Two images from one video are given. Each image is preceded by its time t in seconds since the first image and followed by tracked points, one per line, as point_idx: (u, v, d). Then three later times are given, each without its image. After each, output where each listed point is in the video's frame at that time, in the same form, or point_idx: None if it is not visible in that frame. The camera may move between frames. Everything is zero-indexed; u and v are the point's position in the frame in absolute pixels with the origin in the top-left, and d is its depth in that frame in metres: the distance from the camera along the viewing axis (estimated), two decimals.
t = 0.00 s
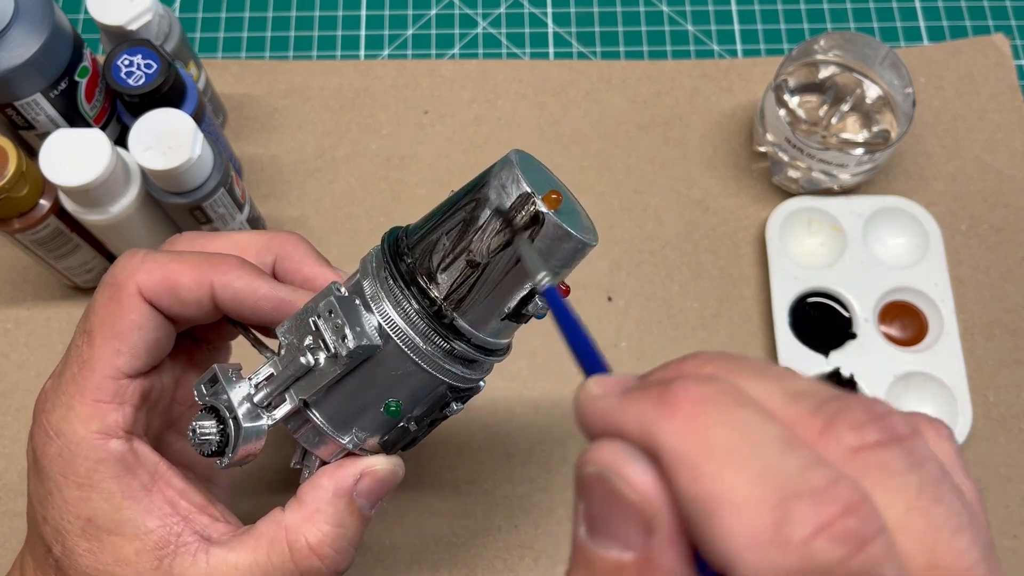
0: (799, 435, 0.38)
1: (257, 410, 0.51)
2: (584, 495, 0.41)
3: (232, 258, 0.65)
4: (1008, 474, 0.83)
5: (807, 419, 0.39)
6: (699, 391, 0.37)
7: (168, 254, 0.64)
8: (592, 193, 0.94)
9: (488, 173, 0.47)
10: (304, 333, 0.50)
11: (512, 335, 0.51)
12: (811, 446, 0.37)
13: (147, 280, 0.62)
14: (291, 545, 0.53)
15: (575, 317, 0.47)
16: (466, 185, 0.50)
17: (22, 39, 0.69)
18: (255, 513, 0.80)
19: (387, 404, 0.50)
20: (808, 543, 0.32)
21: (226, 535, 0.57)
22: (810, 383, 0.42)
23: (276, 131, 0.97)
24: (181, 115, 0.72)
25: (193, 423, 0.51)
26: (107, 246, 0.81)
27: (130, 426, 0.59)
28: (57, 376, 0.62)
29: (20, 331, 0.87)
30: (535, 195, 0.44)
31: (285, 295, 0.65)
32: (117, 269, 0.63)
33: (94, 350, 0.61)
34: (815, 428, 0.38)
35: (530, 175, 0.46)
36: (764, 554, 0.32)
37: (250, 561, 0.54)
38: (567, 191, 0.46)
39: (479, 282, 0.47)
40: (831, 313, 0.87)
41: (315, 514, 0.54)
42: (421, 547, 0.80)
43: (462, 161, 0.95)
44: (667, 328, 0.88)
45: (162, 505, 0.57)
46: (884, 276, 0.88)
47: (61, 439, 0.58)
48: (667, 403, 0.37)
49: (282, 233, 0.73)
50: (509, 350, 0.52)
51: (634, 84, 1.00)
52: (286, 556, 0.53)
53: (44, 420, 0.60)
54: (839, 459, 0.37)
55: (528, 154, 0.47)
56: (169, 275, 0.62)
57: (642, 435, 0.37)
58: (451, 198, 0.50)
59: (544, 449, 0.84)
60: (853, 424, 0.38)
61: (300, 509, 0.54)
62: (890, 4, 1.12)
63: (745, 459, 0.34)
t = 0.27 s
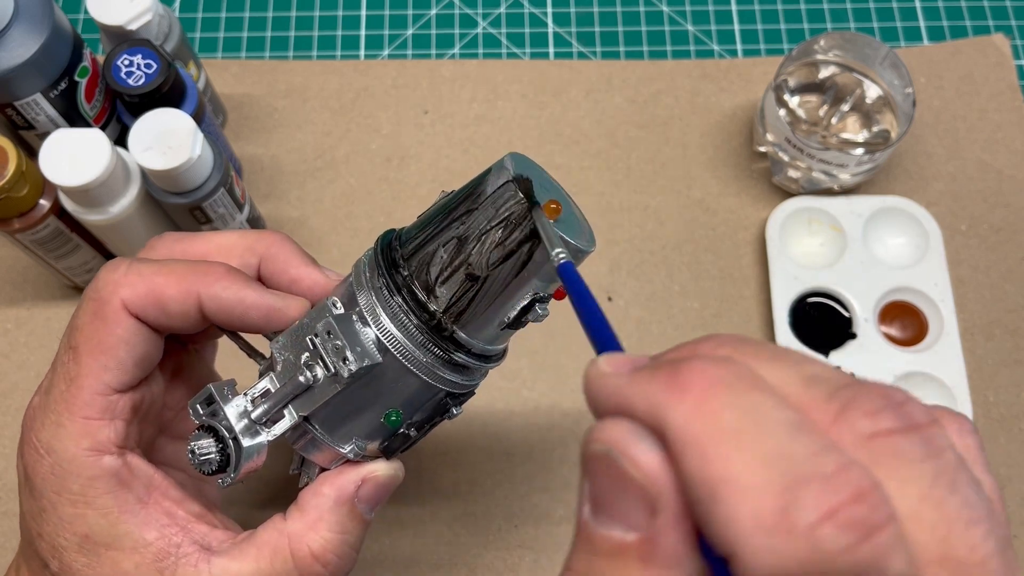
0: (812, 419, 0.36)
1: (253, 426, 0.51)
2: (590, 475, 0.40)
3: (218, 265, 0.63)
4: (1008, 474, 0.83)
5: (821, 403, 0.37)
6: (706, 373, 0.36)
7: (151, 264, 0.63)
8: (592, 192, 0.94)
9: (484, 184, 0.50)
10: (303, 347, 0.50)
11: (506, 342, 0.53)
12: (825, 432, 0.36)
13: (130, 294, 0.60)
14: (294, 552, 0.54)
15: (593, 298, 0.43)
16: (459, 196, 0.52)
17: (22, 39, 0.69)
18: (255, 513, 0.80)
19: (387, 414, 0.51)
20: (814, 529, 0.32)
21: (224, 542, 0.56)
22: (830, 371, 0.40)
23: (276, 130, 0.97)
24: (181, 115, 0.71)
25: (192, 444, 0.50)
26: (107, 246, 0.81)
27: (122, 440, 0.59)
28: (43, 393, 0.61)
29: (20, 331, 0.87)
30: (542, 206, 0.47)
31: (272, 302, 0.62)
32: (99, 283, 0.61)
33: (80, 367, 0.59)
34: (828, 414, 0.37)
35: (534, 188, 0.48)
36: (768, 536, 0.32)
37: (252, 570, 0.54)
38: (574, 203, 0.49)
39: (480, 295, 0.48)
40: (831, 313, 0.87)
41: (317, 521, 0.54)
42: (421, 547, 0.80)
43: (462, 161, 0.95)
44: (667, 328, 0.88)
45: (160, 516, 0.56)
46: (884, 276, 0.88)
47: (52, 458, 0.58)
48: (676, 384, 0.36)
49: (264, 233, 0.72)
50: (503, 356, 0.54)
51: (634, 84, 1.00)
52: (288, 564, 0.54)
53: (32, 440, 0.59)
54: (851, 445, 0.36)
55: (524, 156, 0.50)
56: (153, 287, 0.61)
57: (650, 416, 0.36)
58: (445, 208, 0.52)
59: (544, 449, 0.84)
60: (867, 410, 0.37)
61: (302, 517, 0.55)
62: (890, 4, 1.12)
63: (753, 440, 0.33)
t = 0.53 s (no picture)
0: (722, 427, 0.36)
1: (265, 440, 0.53)
2: (517, 493, 0.41)
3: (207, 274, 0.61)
4: (1008, 474, 0.83)
5: (735, 409, 0.37)
6: (624, 383, 0.37)
7: (139, 276, 0.60)
8: (592, 193, 0.94)
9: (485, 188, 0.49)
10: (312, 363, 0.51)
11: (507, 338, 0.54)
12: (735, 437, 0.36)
13: (120, 311, 0.57)
14: (307, 548, 0.57)
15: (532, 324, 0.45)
16: (459, 198, 0.50)
17: (22, 39, 0.69)
18: (255, 513, 0.80)
19: (397, 418, 0.52)
20: (717, 533, 0.32)
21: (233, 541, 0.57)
22: (749, 375, 0.40)
23: (276, 130, 0.97)
24: (181, 115, 0.71)
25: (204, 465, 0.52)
26: (107, 246, 0.81)
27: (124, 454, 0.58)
28: (36, 414, 0.59)
29: (19, 331, 0.87)
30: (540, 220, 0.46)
31: (264, 310, 0.58)
32: (85, 300, 0.58)
33: (73, 387, 0.57)
34: (740, 418, 0.37)
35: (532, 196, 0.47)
36: (678, 545, 0.32)
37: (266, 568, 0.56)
38: (572, 208, 0.48)
39: (489, 306, 0.49)
40: (831, 313, 0.87)
41: (329, 518, 0.57)
42: (421, 547, 0.80)
43: (462, 161, 0.95)
44: (667, 327, 0.88)
45: (167, 522, 0.57)
46: (884, 276, 0.88)
47: (54, 479, 0.56)
48: (590, 400, 0.37)
49: (249, 230, 0.68)
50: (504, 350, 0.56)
51: (635, 84, 1.00)
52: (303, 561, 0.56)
53: (30, 462, 0.57)
54: (761, 447, 0.36)
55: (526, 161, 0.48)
56: (143, 302, 0.58)
57: (568, 432, 0.37)
58: (445, 210, 0.51)
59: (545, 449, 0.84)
60: (779, 412, 0.37)
61: (314, 515, 0.57)
62: (890, 4, 1.12)
63: (656, 451, 0.34)
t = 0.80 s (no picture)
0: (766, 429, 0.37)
1: (270, 448, 0.53)
2: (549, 486, 0.40)
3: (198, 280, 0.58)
4: (1008, 474, 0.83)
5: (777, 412, 0.38)
6: (665, 381, 0.37)
7: (129, 286, 0.58)
8: (592, 193, 0.94)
9: (486, 191, 0.50)
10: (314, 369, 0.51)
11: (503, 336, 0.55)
12: (779, 439, 0.37)
13: (112, 326, 0.56)
14: (312, 548, 0.57)
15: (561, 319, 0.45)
16: (457, 201, 0.51)
17: (22, 39, 0.69)
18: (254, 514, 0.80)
19: (399, 416, 0.52)
20: (762, 536, 0.32)
21: (236, 542, 0.58)
22: (781, 377, 0.41)
23: (276, 130, 0.97)
24: (181, 115, 0.71)
25: (208, 477, 0.52)
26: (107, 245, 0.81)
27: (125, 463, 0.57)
28: (32, 427, 0.58)
29: (19, 331, 0.87)
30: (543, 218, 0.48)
31: (259, 317, 0.56)
32: (76, 313, 0.57)
33: (69, 402, 0.56)
34: (781, 424, 0.38)
35: (534, 201, 0.49)
36: (717, 546, 0.32)
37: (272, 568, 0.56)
38: (570, 207, 0.50)
39: (491, 309, 0.50)
40: (831, 313, 0.87)
41: (333, 516, 0.58)
42: (422, 548, 0.80)
43: (462, 161, 0.95)
44: (667, 327, 0.88)
45: (171, 526, 0.57)
46: (884, 276, 0.88)
47: (55, 493, 0.56)
48: (630, 395, 0.37)
49: (232, 229, 0.66)
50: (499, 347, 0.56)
51: (635, 83, 1.00)
52: (309, 559, 0.57)
53: (31, 475, 0.57)
54: (804, 452, 0.37)
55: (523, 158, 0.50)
56: (136, 316, 0.56)
57: (606, 425, 0.37)
58: (444, 212, 0.52)
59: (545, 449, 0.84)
60: (822, 417, 0.38)
61: (318, 514, 0.58)
62: (890, 4, 1.11)
63: (702, 450, 0.34)
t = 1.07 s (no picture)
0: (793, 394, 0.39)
1: (287, 466, 0.53)
2: (574, 447, 0.42)
3: (200, 300, 0.56)
4: (1008, 474, 0.83)
5: (803, 378, 0.40)
6: (695, 344, 0.38)
7: (130, 311, 0.55)
8: (592, 193, 0.94)
9: (496, 206, 0.49)
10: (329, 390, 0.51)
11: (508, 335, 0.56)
12: (806, 404, 0.39)
13: (118, 355, 0.53)
14: (326, 543, 0.61)
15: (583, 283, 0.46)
16: (467, 215, 0.50)
17: (22, 39, 0.69)
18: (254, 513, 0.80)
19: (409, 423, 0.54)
20: (790, 491, 0.34)
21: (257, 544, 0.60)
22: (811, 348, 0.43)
23: (276, 130, 0.97)
24: (181, 115, 0.71)
25: (230, 500, 0.52)
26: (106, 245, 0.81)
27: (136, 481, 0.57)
28: (40, 451, 0.56)
29: (19, 331, 0.87)
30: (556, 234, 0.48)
31: (267, 333, 0.54)
32: (78, 341, 0.54)
33: (77, 429, 0.54)
34: (808, 389, 0.39)
35: (548, 215, 0.48)
36: (748, 502, 0.34)
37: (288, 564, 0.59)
38: (581, 222, 0.50)
39: (506, 323, 0.50)
40: (831, 313, 0.87)
41: (345, 513, 0.61)
42: (421, 548, 0.80)
43: (462, 161, 0.95)
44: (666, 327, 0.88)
45: (184, 534, 0.58)
46: (884, 276, 0.88)
47: (70, 515, 0.55)
48: (660, 357, 0.38)
49: (224, 236, 0.64)
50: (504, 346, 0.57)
51: (635, 83, 1.00)
52: (324, 556, 0.60)
53: (42, 500, 0.56)
54: (832, 417, 0.39)
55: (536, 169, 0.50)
56: (141, 342, 0.54)
57: (632, 385, 0.39)
58: (453, 225, 0.50)
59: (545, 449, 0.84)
60: (850, 384, 0.40)
61: (331, 511, 0.61)
62: (890, 4, 1.11)
63: (728, 410, 0.35)
